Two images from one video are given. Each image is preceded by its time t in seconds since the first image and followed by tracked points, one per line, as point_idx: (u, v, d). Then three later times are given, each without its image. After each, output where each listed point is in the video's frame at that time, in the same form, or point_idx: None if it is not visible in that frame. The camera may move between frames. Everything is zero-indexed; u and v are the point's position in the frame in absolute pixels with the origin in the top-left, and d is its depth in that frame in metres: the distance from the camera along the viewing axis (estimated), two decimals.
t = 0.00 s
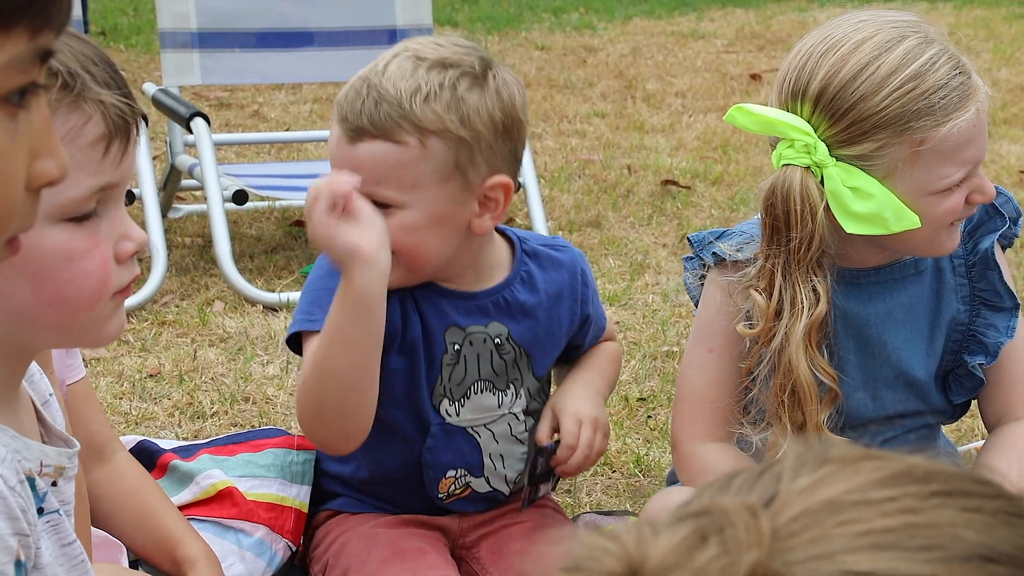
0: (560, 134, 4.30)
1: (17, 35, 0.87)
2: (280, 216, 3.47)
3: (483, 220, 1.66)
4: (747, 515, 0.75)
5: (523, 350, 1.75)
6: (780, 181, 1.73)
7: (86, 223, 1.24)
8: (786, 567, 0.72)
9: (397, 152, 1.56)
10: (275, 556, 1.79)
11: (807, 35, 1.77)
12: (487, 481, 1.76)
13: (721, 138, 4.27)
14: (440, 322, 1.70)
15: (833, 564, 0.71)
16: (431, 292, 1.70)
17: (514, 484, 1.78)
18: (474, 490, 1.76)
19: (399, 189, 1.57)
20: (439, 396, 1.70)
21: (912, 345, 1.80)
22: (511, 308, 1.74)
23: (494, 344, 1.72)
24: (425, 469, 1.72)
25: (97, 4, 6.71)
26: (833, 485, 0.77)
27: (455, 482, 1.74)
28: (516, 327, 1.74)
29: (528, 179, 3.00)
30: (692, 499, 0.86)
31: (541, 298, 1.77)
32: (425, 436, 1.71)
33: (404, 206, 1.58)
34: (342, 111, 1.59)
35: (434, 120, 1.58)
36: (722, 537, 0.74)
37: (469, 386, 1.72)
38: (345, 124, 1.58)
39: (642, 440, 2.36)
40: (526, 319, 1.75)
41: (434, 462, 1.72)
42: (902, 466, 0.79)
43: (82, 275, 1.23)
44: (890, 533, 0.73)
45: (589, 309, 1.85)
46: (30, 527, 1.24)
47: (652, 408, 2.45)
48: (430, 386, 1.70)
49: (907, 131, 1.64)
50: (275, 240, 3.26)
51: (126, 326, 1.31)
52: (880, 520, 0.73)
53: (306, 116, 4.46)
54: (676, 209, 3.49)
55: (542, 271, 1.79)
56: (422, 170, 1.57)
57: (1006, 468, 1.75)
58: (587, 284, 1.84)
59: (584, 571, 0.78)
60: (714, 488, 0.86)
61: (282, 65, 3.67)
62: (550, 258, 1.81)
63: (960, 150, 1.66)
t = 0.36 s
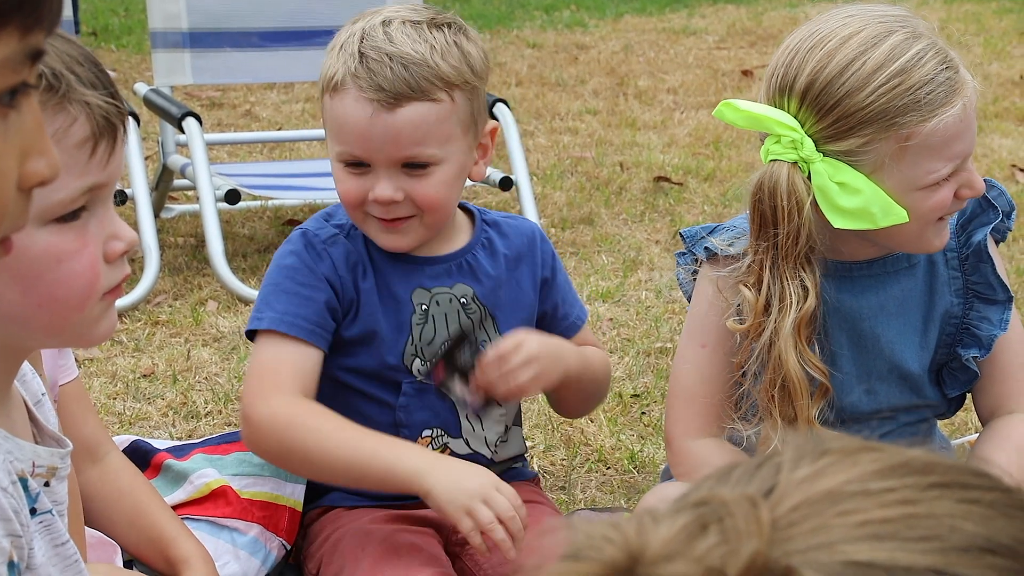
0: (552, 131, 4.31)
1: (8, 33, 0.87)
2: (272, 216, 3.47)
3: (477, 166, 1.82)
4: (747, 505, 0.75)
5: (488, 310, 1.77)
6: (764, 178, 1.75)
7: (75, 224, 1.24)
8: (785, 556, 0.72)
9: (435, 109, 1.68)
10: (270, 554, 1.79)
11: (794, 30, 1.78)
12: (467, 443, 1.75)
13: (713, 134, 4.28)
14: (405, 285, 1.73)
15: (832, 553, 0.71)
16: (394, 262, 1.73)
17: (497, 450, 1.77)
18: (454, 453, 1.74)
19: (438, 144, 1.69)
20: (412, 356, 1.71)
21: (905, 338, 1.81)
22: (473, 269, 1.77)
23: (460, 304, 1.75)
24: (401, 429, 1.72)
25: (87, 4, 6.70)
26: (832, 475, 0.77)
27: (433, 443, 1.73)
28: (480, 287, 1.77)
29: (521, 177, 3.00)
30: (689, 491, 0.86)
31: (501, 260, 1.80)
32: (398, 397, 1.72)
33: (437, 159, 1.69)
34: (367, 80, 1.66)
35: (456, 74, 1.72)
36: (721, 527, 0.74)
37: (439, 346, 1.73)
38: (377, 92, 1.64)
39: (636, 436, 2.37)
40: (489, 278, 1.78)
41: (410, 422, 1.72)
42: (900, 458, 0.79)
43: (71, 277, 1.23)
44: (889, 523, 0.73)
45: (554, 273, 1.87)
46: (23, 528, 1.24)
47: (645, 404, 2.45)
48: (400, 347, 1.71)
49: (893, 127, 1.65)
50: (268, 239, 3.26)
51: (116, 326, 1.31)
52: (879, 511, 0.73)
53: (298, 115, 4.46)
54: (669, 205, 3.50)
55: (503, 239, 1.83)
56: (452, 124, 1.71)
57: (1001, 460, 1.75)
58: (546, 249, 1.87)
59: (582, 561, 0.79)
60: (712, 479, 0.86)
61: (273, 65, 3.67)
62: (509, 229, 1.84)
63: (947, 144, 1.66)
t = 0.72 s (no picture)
0: (551, 130, 4.31)
1: None
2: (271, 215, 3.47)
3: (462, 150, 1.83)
4: (749, 500, 0.75)
5: (465, 285, 1.82)
6: (756, 170, 1.76)
7: (70, 222, 1.24)
8: (787, 550, 0.72)
9: (433, 103, 1.70)
10: (268, 553, 1.78)
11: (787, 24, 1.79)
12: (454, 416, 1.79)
13: (712, 132, 4.28)
14: (384, 266, 1.77)
15: (834, 548, 0.71)
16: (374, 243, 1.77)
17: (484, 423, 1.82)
18: (441, 427, 1.79)
19: (435, 137, 1.71)
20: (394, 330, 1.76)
21: (903, 335, 1.81)
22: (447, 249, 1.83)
23: (438, 280, 1.80)
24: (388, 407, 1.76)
25: (86, 3, 6.70)
26: (835, 471, 0.77)
27: (420, 419, 1.78)
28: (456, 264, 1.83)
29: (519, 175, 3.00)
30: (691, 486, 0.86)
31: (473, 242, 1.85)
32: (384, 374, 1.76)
33: (434, 152, 1.72)
34: (368, 78, 1.67)
35: (449, 67, 1.74)
36: (722, 521, 0.74)
37: (420, 320, 1.78)
38: (380, 89, 1.66)
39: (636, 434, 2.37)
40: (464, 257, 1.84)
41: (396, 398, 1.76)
42: (904, 453, 0.79)
43: (66, 276, 1.23)
44: (892, 518, 0.73)
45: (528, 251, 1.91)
46: (20, 526, 1.25)
47: (644, 402, 2.45)
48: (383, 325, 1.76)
49: (883, 119, 1.65)
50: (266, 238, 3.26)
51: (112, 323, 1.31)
52: (882, 506, 0.73)
53: (296, 114, 4.46)
54: (667, 203, 3.50)
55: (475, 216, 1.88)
56: (446, 117, 1.73)
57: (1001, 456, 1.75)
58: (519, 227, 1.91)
59: (583, 554, 0.79)
60: (714, 476, 0.86)
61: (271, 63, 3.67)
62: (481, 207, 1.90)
63: (939, 137, 1.66)
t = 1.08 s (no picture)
0: (551, 132, 4.31)
1: None
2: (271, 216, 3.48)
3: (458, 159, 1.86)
4: (742, 508, 0.75)
5: (455, 288, 1.84)
6: (757, 174, 1.76)
7: (70, 224, 1.24)
8: (776, 560, 0.72)
9: (436, 109, 1.71)
10: (268, 555, 1.78)
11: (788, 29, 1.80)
12: (445, 420, 1.80)
13: (712, 135, 4.28)
14: (370, 275, 1.80)
15: (825, 556, 0.71)
16: (361, 254, 1.81)
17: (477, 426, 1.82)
18: (433, 431, 1.80)
19: (439, 142, 1.72)
20: (381, 338, 1.78)
21: (904, 339, 1.81)
22: (436, 254, 1.85)
23: (425, 285, 1.82)
24: (376, 410, 1.78)
25: (87, 4, 6.70)
26: (828, 478, 0.77)
27: (410, 422, 1.79)
28: (446, 269, 1.85)
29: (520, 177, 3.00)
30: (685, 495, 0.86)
31: (459, 245, 1.88)
32: (373, 378, 1.78)
33: (438, 157, 1.73)
34: (376, 90, 1.67)
35: (445, 72, 1.75)
36: (714, 529, 0.74)
37: (407, 326, 1.80)
38: (389, 101, 1.66)
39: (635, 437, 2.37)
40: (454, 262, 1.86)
41: (385, 403, 1.78)
42: (898, 460, 0.79)
43: (66, 278, 1.23)
44: (884, 526, 0.72)
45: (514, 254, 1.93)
46: (20, 525, 1.25)
47: (644, 405, 2.45)
48: (369, 331, 1.78)
49: (883, 122, 1.66)
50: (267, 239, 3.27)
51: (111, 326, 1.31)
52: (874, 513, 0.73)
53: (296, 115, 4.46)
54: (668, 206, 3.50)
55: (469, 222, 1.91)
56: (447, 122, 1.74)
57: (998, 461, 1.75)
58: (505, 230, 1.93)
59: (575, 563, 0.79)
60: (709, 484, 0.86)
61: (272, 64, 3.67)
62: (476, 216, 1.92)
63: (938, 139, 1.66)
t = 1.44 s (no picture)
0: (549, 136, 4.31)
1: None
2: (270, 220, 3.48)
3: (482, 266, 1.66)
4: (734, 514, 0.75)
5: (460, 357, 1.79)
6: (752, 173, 1.77)
7: (72, 230, 1.24)
8: (768, 565, 0.72)
9: (451, 175, 1.62)
10: (268, 559, 1.78)
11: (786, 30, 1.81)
12: (440, 484, 1.80)
13: (710, 138, 4.28)
14: (374, 342, 1.76)
15: (817, 561, 0.71)
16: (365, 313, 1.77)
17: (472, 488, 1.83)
18: (428, 493, 1.80)
19: (457, 209, 1.64)
20: (380, 408, 1.77)
21: (901, 343, 1.81)
22: (443, 318, 1.79)
23: (429, 356, 1.77)
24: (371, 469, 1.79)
25: (85, 8, 6.71)
26: (820, 484, 0.77)
27: (405, 482, 1.78)
28: (451, 337, 1.79)
29: (518, 182, 3.01)
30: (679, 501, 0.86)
31: (466, 308, 1.82)
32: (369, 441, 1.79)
33: (457, 223, 1.64)
34: (388, 160, 1.58)
35: (457, 133, 1.66)
36: (707, 536, 0.74)
37: (407, 398, 1.77)
38: (403, 171, 1.58)
39: (635, 441, 2.37)
40: (460, 326, 1.80)
41: (380, 465, 1.78)
42: (891, 465, 0.79)
43: (67, 285, 1.23)
44: (876, 530, 0.72)
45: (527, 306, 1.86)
46: (20, 530, 1.25)
47: (643, 409, 2.45)
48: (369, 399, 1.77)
49: (877, 120, 1.66)
50: (265, 243, 3.27)
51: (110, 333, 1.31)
52: (866, 518, 0.73)
53: (295, 120, 4.46)
54: (666, 210, 3.50)
55: (471, 277, 1.84)
56: (462, 185, 1.66)
57: (994, 465, 1.75)
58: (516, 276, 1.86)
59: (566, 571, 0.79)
60: (703, 490, 0.86)
61: (271, 68, 3.67)
62: (478, 264, 1.85)
63: (933, 138, 1.66)
